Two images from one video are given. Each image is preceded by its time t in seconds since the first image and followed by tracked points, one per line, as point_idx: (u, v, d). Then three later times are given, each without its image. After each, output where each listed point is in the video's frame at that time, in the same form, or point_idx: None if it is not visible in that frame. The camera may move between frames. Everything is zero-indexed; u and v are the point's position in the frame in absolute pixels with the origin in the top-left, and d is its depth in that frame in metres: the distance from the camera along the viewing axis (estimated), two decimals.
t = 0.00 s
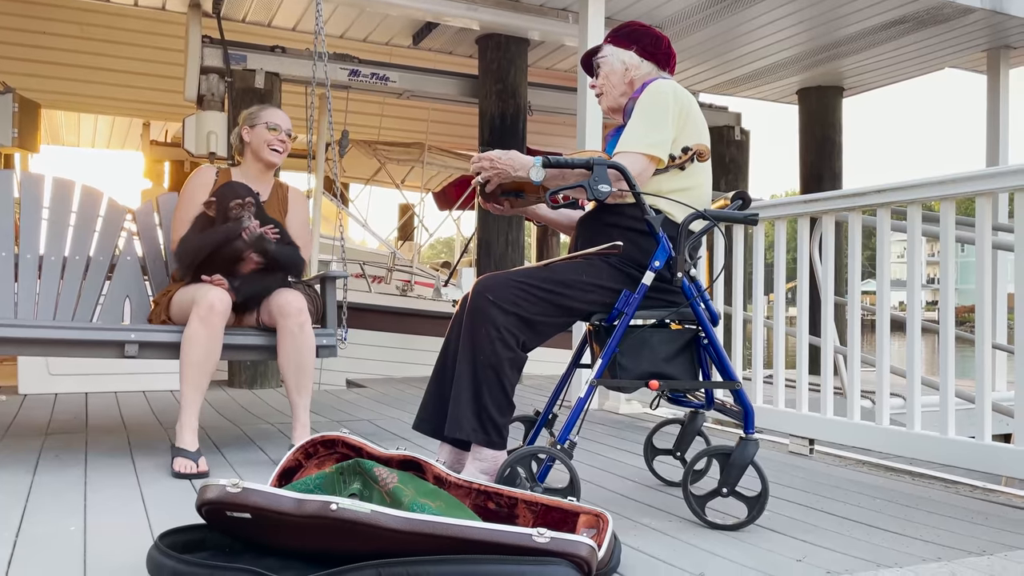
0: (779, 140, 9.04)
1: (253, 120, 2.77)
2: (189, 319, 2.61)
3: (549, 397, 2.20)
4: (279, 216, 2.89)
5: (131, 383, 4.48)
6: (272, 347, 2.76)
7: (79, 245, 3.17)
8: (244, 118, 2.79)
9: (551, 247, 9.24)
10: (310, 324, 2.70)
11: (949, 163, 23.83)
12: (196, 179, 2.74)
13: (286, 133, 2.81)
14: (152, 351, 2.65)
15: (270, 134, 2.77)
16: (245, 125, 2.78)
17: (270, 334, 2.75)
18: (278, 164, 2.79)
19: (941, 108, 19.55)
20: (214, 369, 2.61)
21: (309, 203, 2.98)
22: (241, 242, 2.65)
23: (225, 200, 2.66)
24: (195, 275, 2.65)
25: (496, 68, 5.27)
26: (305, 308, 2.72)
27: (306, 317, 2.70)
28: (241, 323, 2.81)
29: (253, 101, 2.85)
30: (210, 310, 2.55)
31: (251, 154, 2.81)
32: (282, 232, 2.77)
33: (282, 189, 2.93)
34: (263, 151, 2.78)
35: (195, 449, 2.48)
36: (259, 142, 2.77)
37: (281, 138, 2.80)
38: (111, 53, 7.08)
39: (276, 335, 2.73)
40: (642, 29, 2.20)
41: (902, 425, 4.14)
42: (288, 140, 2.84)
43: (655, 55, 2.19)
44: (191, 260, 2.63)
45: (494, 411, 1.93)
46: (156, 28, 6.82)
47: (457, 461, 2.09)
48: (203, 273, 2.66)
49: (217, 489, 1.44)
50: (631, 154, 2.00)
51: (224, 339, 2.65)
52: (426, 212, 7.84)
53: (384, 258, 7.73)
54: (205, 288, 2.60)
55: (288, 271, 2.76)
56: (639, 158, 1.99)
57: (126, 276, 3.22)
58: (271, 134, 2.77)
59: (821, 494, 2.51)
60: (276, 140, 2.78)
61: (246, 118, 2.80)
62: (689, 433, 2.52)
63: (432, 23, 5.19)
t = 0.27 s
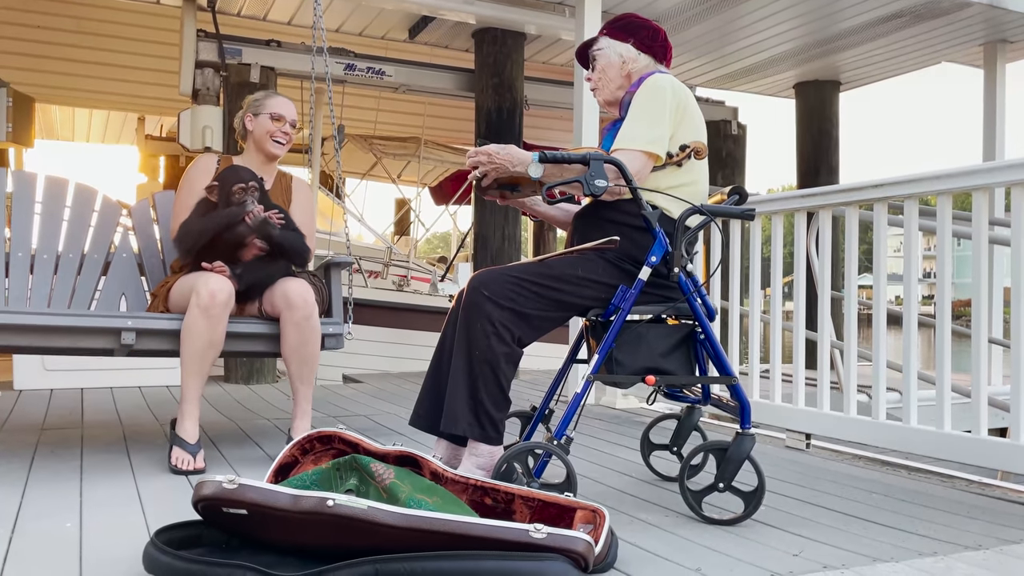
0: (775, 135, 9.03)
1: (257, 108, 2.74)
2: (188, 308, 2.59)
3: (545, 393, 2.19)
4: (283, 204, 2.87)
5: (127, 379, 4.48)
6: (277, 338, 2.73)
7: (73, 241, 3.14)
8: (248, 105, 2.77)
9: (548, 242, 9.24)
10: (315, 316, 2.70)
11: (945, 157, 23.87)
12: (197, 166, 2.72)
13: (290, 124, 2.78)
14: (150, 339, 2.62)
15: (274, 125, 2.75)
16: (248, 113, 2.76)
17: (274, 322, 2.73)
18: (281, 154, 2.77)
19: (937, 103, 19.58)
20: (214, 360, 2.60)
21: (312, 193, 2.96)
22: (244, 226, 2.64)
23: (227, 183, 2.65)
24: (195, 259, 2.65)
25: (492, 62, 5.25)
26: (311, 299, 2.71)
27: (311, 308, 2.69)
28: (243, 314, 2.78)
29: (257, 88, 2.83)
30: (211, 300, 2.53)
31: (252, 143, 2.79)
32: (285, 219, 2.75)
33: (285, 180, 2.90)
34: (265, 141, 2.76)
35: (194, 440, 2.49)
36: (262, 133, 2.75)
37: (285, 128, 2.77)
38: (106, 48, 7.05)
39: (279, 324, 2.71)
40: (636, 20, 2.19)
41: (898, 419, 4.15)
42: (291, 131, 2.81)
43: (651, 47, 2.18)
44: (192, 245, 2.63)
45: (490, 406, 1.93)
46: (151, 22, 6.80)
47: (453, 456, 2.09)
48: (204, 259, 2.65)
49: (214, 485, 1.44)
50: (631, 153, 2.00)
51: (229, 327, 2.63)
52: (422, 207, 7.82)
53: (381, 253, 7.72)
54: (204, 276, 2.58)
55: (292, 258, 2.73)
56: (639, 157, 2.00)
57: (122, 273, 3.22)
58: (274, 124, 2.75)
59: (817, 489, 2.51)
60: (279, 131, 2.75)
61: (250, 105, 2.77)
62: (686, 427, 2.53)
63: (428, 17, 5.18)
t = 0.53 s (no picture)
0: (775, 137, 9.04)
1: (259, 110, 2.74)
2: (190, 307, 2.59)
3: (545, 395, 2.20)
4: (287, 199, 2.87)
5: (127, 380, 4.48)
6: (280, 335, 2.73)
7: (70, 242, 3.14)
8: (249, 107, 2.76)
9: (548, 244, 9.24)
10: (322, 316, 2.70)
11: (944, 160, 23.90)
12: (196, 164, 2.70)
13: (291, 127, 2.78)
14: (151, 336, 2.61)
15: (275, 128, 2.75)
16: (250, 114, 2.75)
17: (277, 319, 2.72)
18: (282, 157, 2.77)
19: (936, 106, 19.60)
20: (217, 358, 2.61)
21: (313, 194, 2.96)
22: (251, 222, 2.64)
23: (233, 179, 2.65)
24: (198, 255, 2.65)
25: (493, 64, 5.26)
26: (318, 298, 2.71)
27: (318, 307, 2.69)
28: (246, 311, 2.79)
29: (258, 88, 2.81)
30: (215, 299, 2.53)
31: (253, 143, 2.78)
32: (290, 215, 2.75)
33: (286, 179, 2.90)
34: (266, 144, 2.76)
35: (194, 440, 2.49)
36: (263, 136, 2.75)
37: (286, 131, 2.76)
38: (107, 49, 7.06)
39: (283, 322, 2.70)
40: (633, 24, 2.21)
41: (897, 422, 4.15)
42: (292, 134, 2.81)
43: (652, 49, 2.22)
44: (196, 241, 2.62)
45: (490, 409, 1.93)
46: (152, 24, 6.81)
47: (453, 459, 2.09)
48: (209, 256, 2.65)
49: (214, 487, 1.44)
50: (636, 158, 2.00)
51: (234, 325, 2.63)
52: (422, 209, 7.83)
53: (380, 255, 7.72)
54: (209, 275, 2.57)
55: (296, 255, 2.75)
56: (644, 161, 2.00)
57: (121, 274, 3.21)
58: (275, 126, 2.75)
59: (816, 492, 2.51)
60: (280, 135, 2.75)
61: (251, 106, 2.76)
62: (686, 430, 2.53)
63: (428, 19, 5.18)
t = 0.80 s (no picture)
0: (774, 143, 9.05)
1: (254, 117, 2.73)
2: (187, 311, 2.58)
3: (544, 398, 2.19)
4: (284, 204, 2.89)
5: (126, 383, 4.48)
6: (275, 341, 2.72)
7: (69, 244, 3.14)
8: (245, 114, 2.75)
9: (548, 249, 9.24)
10: (315, 321, 2.71)
11: (944, 167, 23.93)
12: (191, 172, 2.72)
13: (287, 135, 2.78)
14: (148, 340, 2.61)
15: (271, 136, 2.75)
16: (246, 122, 2.75)
17: (271, 325, 2.71)
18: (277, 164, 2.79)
19: (936, 112, 19.63)
20: (213, 363, 2.61)
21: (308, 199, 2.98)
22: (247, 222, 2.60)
23: (229, 184, 2.66)
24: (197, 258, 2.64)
25: (493, 69, 5.27)
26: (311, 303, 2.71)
27: (311, 313, 2.69)
28: (242, 316, 2.80)
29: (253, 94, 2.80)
30: (212, 303, 2.52)
31: (249, 150, 2.80)
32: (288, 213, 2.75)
33: (282, 182, 2.93)
34: (262, 151, 2.77)
35: (191, 444, 2.48)
36: (259, 144, 2.75)
37: (281, 140, 2.77)
38: (108, 53, 7.08)
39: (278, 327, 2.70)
40: (630, 29, 2.23)
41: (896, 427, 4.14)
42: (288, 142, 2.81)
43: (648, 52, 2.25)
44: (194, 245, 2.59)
45: (489, 411, 1.93)
46: (153, 28, 6.82)
47: (452, 461, 2.09)
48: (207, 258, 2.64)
49: (212, 488, 1.44)
50: (636, 163, 2.00)
51: (229, 330, 2.62)
52: (422, 213, 7.83)
53: (380, 259, 7.72)
54: (205, 278, 2.57)
55: (296, 249, 2.71)
56: (643, 166, 2.00)
57: (119, 276, 3.22)
58: (271, 134, 2.75)
59: (815, 496, 2.51)
60: (275, 144, 2.76)
61: (247, 113, 2.76)
62: (685, 434, 2.53)
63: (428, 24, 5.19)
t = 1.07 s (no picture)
0: (775, 151, 9.07)
1: (246, 129, 2.74)
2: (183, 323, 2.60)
3: (544, 405, 2.19)
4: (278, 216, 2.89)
5: (126, 389, 4.47)
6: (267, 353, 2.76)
7: (71, 249, 3.15)
8: (237, 126, 2.76)
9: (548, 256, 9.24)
10: (306, 333, 2.72)
11: (945, 176, 23.96)
12: (185, 187, 2.72)
13: (279, 143, 2.79)
14: (144, 355, 2.65)
15: (263, 146, 2.75)
16: (239, 133, 2.76)
17: (264, 338, 2.75)
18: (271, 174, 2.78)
19: (936, 121, 19.66)
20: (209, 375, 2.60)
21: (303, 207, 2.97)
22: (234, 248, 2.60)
23: (225, 199, 2.59)
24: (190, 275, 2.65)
25: (494, 77, 5.28)
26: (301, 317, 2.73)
27: (301, 325, 2.71)
28: (235, 328, 2.82)
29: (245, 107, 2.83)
30: (206, 314, 2.55)
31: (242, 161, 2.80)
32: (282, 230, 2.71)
33: (276, 193, 2.92)
34: (255, 161, 2.77)
35: (188, 453, 2.46)
36: (252, 154, 2.75)
37: (274, 148, 2.77)
38: (111, 60, 7.10)
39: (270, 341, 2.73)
40: (630, 37, 2.24)
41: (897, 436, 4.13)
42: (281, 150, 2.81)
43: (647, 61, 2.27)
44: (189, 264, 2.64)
45: (490, 418, 1.93)
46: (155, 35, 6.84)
47: (452, 469, 2.08)
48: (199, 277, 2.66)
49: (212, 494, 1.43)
50: (638, 174, 2.01)
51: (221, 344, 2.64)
52: (423, 220, 7.84)
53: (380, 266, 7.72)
54: (200, 290, 2.59)
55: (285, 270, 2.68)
56: (646, 176, 2.01)
57: (119, 281, 3.22)
58: (263, 144, 2.75)
59: (817, 505, 2.50)
60: (268, 152, 2.76)
61: (239, 125, 2.77)
62: (686, 442, 2.52)
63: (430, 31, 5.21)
